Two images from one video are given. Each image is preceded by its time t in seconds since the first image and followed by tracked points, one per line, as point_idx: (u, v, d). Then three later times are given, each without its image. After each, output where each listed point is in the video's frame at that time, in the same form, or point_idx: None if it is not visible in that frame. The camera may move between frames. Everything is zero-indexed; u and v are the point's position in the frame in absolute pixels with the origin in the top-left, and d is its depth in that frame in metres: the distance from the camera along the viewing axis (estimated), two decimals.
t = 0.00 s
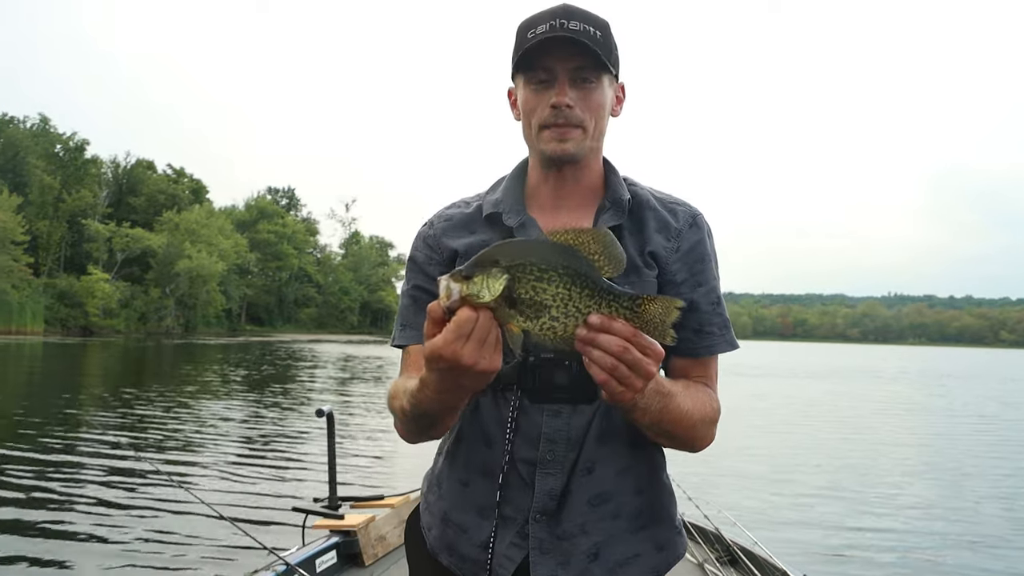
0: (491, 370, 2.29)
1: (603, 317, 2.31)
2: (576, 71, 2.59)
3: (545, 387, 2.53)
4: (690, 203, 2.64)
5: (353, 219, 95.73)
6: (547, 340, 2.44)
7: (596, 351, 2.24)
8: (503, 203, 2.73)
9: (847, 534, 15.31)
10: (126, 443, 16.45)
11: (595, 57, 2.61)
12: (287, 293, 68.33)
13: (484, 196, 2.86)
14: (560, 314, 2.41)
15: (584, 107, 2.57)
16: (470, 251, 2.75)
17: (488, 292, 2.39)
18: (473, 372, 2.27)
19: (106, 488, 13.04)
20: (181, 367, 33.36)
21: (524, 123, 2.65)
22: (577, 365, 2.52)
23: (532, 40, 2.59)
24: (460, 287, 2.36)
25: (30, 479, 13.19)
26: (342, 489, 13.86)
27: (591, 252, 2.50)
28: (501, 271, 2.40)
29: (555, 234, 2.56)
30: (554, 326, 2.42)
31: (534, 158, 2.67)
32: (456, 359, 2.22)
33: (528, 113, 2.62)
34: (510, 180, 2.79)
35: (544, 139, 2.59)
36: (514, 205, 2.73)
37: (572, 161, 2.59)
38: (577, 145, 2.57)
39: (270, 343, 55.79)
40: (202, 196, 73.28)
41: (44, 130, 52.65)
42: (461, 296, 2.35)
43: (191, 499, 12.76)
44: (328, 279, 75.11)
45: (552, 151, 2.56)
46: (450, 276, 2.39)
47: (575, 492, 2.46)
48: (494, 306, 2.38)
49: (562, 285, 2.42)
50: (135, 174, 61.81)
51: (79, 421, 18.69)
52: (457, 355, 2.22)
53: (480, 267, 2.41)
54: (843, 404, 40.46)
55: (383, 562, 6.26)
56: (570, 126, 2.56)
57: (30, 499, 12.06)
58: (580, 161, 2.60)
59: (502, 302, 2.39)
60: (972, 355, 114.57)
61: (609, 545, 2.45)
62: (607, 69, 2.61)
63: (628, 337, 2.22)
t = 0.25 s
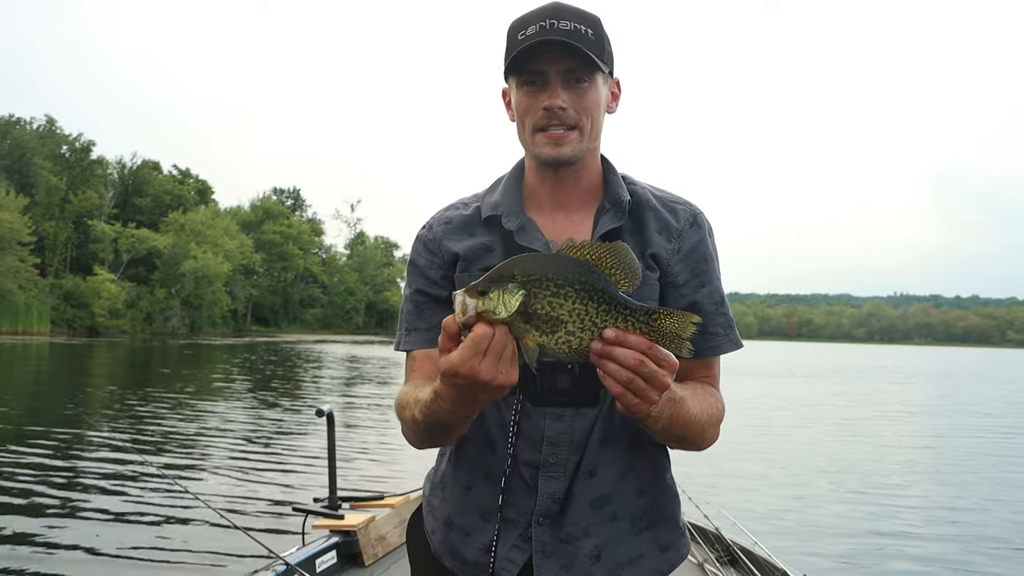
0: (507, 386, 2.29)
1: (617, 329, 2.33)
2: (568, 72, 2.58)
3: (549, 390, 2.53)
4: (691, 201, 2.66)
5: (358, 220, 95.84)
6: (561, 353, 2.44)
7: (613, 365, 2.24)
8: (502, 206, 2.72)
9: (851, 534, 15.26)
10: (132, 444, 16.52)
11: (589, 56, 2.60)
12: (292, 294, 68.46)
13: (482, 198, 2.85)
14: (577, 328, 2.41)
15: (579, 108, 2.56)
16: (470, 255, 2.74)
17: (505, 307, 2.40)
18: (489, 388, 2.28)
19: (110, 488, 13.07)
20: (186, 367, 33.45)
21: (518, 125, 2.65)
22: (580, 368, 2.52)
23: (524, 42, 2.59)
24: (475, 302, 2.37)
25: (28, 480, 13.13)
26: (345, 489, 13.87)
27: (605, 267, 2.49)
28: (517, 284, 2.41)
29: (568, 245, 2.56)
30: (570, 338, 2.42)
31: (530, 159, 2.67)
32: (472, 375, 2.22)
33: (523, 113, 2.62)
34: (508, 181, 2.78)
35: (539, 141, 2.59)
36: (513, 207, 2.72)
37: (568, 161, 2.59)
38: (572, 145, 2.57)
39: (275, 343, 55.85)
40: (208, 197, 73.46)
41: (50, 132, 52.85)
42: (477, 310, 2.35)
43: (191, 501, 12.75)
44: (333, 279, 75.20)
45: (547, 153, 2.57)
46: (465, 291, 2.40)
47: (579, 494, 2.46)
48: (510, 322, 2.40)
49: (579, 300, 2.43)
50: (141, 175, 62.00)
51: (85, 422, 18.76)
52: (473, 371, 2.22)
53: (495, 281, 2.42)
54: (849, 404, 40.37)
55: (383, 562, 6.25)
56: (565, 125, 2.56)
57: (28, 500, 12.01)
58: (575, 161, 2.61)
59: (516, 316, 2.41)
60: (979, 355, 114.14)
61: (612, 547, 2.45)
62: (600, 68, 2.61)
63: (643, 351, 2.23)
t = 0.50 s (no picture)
0: (508, 401, 2.29)
1: (620, 344, 2.32)
2: (561, 69, 2.58)
3: (551, 392, 2.52)
4: (689, 197, 2.64)
5: (363, 220, 95.96)
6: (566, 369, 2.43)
7: (620, 380, 2.24)
8: (499, 206, 2.71)
9: (855, 538, 15.21)
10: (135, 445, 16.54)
11: (580, 53, 2.59)
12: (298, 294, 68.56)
13: (479, 198, 2.84)
14: (580, 346, 2.40)
15: (571, 105, 2.56)
16: (467, 256, 2.75)
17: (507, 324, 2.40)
18: (491, 404, 2.27)
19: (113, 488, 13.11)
20: (191, 367, 33.52)
21: (512, 125, 2.66)
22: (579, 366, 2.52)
23: (514, 42, 2.60)
24: (478, 318, 2.37)
25: (28, 481, 13.11)
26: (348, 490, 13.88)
27: (610, 278, 2.47)
28: (520, 300, 2.41)
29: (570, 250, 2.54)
30: (574, 357, 2.40)
31: (526, 159, 2.68)
32: (474, 391, 2.22)
33: (517, 113, 2.63)
34: (505, 181, 2.77)
35: (533, 139, 2.59)
36: (510, 209, 2.71)
37: (562, 161, 2.59)
38: (566, 144, 2.57)
39: (281, 344, 55.91)
40: (213, 198, 73.61)
41: (57, 133, 53.02)
42: (479, 327, 2.36)
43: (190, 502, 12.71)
44: (338, 279, 75.28)
45: (540, 155, 2.57)
46: (469, 305, 2.41)
47: (580, 493, 2.46)
48: (513, 337, 2.39)
49: (583, 315, 2.40)
50: (147, 175, 62.15)
51: (90, 422, 18.80)
52: (475, 388, 2.22)
53: (499, 297, 2.43)
54: (854, 405, 40.30)
55: (383, 562, 6.26)
56: (558, 124, 2.56)
57: (26, 500, 11.98)
58: (571, 160, 2.61)
59: (519, 332, 2.41)
60: (985, 356, 113.77)
61: (614, 547, 2.45)
62: (593, 64, 2.60)
63: (649, 364, 2.23)
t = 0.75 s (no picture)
0: (503, 416, 2.29)
1: (621, 372, 2.30)
2: (560, 65, 2.57)
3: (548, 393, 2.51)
4: (690, 196, 2.62)
5: (369, 220, 96.08)
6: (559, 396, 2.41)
7: (617, 410, 2.23)
8: (495, 206, 2.71)
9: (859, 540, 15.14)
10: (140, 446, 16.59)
11: (580, 48, 2.58)
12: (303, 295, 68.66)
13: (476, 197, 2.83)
14: (576, 368, 2.36)
15: (571, 102, 2.55)
16: (464, 258, 2.72)
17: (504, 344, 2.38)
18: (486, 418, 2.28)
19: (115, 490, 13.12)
20: (197, 368, 33.61)
21: (510, 121, 2.65)
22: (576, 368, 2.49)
23: (512, 36, 2.57)
24: (478, 334, 2.37)
25: (27, 483, 13.09)
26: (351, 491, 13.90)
27: (608, 306, 2.42)
28: (520, 320, 2.40)
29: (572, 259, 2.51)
30: (569, 380, 2.36)
31: (525, 157, 2.68)
32: (469, 406, 2.24)
33: (515, 109, 2.62)
34: (502, 180, 2.77)
35: (532, 137, 2.59)
36: (507, 207, 2.71)
37: (562, 159, 2.59)
38: (566, 143, 2.57)
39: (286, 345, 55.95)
40: (219, 199, 73.80)
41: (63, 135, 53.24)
42: (478, 343, 2.36)
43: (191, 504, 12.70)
44: (344, 280, 75.36)
45: (541, 152, 2.57)
46: (470, 321, 2.40)
47: (578, 494, 2.45)
48: (511, 356, 2.38)
49: (579, 340, 2.38)
50: (154, 177, 62.35)
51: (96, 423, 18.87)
52: (471, 402, 2.23)
53: (500, 315, 2.42)
54: (861, 406, 40.17)
55: (382, 562, 6.26)
56: (557, 121, 2.55)
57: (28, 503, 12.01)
58: (571, 158, 2.61)
59: (518, 351, 2.38)
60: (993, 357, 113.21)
61: (614, 548, 2.44)
62: (592, 60, 2.59)
63: (647, 396, 2.21)
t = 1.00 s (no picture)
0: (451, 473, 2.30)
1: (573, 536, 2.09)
2: (568, 67, 2.43)
3: (548, 397, 2.34)
4: (695, 198, 2.45)
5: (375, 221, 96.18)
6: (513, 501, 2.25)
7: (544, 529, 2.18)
8: (495, 208, 2.55)
9: (863, 543, 15.06)
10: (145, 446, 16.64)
11: (590, 48, 2.44)
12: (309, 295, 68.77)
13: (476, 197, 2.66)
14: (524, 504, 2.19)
15: (578, 106, 2.43)
16: (463, 262, 2.53)
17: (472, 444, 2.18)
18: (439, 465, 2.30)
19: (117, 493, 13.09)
20: (202, 368, 33.68)
21: (513, 121, 2.51)
22: (577, 369, 2.31)
23: (517, 37, 2.44)
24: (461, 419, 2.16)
25: (28, 486, 13.06)
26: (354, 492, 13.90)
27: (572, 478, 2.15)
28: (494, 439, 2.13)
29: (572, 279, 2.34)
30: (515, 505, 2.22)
31: (527, 156, 2.56)
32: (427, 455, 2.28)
33: (518, 111, 2.48)
34: (502, 181, 2.63)
35: (537, 140, 2.48)
36: (507, 211, 2.55)
37: (566, 162, 2.49)
38: (571, 146, 2.47)
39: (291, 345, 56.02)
40: (225, 199, 73.97)
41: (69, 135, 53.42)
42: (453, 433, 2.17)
43: (191, 506, 12.68)
44: (349, 280, 75.46)
45: (546, 154, 2.46)
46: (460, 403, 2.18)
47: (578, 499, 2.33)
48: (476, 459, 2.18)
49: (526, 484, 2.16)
50: (159, 177, 62.51)
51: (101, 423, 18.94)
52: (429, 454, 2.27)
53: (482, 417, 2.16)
54: (865, 408, 40.08)
55: (382, 563, 6.26)
56: (563, 125, 2.44)
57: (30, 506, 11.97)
58: (574, 160, 2.50)
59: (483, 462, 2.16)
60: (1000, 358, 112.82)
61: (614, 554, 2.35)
62: (602, 62, 2.46)
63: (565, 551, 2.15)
